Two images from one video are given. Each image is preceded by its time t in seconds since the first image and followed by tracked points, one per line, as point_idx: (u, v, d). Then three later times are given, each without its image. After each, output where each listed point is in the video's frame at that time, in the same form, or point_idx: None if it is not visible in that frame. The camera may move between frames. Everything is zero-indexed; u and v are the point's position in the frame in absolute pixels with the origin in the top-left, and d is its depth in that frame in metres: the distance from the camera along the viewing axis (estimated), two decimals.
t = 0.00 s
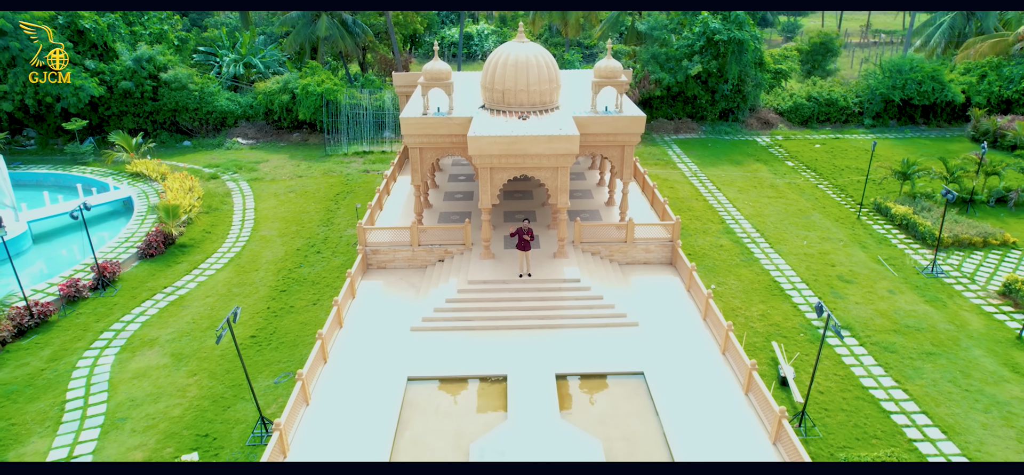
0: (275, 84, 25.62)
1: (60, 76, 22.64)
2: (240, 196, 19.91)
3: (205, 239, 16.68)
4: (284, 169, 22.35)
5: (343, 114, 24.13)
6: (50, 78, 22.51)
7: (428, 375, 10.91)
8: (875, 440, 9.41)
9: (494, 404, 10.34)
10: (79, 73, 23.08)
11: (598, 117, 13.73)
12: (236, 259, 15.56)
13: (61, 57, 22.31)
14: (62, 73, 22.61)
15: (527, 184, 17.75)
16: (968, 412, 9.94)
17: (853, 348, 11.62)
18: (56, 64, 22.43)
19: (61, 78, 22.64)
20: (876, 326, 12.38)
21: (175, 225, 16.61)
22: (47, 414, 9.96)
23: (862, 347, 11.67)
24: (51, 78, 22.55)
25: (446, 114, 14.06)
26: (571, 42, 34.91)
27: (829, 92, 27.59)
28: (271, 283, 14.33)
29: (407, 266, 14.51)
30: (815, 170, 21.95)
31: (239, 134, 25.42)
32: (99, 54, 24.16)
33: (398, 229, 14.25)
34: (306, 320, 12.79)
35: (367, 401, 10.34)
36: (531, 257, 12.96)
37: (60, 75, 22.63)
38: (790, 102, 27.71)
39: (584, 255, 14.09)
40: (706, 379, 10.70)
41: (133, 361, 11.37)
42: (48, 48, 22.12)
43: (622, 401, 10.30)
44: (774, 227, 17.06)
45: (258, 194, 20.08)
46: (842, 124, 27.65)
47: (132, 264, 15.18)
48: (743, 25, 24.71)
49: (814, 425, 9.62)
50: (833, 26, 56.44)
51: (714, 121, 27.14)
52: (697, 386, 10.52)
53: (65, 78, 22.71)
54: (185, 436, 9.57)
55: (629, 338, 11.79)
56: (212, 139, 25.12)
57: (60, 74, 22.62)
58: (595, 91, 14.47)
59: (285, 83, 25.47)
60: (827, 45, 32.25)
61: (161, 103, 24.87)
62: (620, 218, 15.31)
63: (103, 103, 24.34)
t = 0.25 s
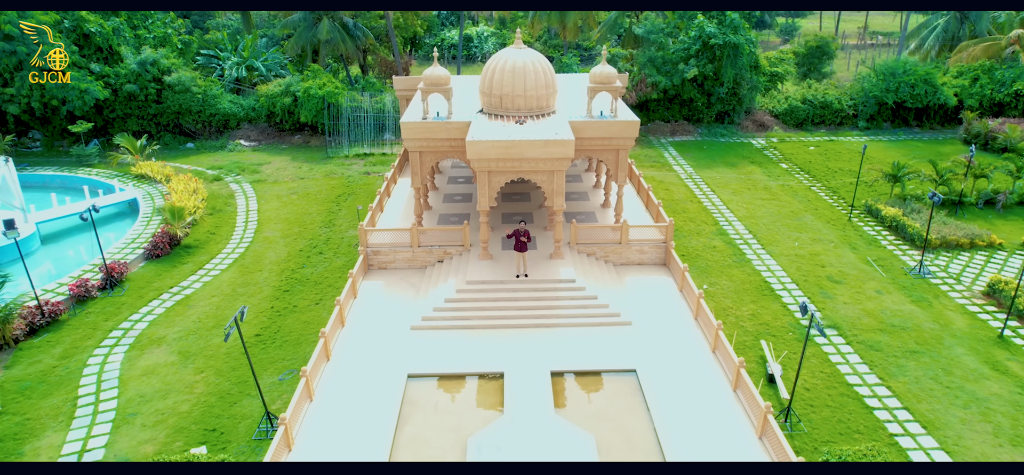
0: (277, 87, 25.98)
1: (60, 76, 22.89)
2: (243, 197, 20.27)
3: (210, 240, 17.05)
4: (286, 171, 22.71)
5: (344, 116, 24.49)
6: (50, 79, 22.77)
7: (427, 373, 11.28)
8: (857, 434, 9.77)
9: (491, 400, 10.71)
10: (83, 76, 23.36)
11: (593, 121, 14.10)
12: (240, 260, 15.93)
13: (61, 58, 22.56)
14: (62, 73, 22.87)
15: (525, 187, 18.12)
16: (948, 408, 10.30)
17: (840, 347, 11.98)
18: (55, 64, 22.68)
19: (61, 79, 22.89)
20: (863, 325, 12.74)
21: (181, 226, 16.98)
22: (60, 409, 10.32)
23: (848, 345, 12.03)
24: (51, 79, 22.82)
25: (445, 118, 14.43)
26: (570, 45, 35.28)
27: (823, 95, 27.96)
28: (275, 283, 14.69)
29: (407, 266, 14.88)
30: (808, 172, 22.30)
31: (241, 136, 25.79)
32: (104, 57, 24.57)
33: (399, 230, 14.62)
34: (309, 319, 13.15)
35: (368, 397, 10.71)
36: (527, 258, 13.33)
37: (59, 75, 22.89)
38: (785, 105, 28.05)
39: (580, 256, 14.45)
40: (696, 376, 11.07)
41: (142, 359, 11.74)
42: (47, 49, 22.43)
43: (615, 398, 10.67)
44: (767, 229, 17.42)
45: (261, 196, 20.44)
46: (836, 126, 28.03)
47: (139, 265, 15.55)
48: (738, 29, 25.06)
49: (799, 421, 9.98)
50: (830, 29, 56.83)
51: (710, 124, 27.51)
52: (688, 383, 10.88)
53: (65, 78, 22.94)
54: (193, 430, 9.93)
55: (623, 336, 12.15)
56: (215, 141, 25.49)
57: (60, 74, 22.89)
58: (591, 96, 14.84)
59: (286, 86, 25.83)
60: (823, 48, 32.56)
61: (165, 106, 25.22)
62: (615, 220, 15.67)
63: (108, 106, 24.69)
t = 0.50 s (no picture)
0: (279, 90, 26.35)
1: (60, 77, 23.11)
2: (247, 200, 20.65)
3: (215, 241, 17.42)
4: (288, 173, 23.09)
5: (346, 120, 24.86)
6: (51, 79, 23.02)
7: (428, 372, 11.65)
8: (841, 431, 10.13)
9: (489, 398, 11.07)
10: (88, 80, 23.65)
11: (589, 126, 14.46)
12: (245, 261, 16.28)
13: (61, 58, 22.74)
14: (63, 73, 23.07)
15: (523, 190, 18.48)
16: (930, 405, 10.67)
17: (828, 346, 12.34)
18: (56, 65, 22.89)
19: (61, 79, 23.12)
20: (851, 326, 13.10)
21: (186, 228, 17.35)
22: (73, 406, 10.69)
23: (836, 345, 12.39)
24: (53, 79, 23.08)
25: (445, 124, 14.81)
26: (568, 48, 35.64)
27: (818, 98, 28.33)
28: (279, 284, 15.07)
29: (408, 268, 15.24)
30: (803, 174, 22.65)
31: (244, 139, 26.17)
32: (109, 61, 24.94)
33: (400, 233, 14.99)
34: (313, 319, 13.52)
35: (370, 395, 11.07)
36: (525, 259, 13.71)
37: (59, 75, 23.10)
38: (781, 108, 28.38)
39: (576, 257, 14.82)
40: (687, 375, 11.43)
41: (151, 358, 12.11)
42: (47, 49, 22.64)
43: (608, 396, 11.04)
44: (760, 231, 17.78)
45: (264, 198, 20.81)
46: (831, 129, 28.41)
47: (146, 266, 15.91)
48: (734, 34, 25.39)
49: (786, 418, 10.35)
50: (828, 31, 57.17)
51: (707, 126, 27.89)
52: (679, 382, 11.25)
53: (66, 78, 23.15)
54: (201, 426, 10.30)
55: (616, 336, 12.53)
56: (218, 144, 25.87)
57: (60, 75, 23.10)
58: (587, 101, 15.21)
59: (289, 89, 26.19)
60: (819, 52, 32.92)
61: (169, 108, 25.59)
62: (611, 222, 16.04)
63: (113, 109, 25.06)
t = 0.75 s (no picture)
0: (281, 93, 26.71)
1: (60, 76, 23.29)
2: (250, 201, 21.02)
3: (220, 242, 17.79)
4: (290, 174, 23.44)
5: (347, 122, 25.21)
6: (52, 80, 23.28)
7: (428, 369, 12.01)
8: (827, 426, 10.49)
9: (487, 395, 11.43)
10: (93, 83, 23.99)
11: (585, 131, 14.81)
12: (249, 262, 16.64)
13: (61, 58, 22.89)
14: (63, 72, 23.24)
15: (521, 191, 18.85)
16: (913, 402, 11.02)
17: (817, 345, 12.69)
18: (55, 65, 23.06)
19: (61, 79, 23.29)
20: (840, 325, 13.46)
21: (191, 230, 17.72)
22: (85, 402, 11.05)
23: (825, 344, 12.74)
24: (54, 79, 23.30)
25: (445, 128, 15.17)
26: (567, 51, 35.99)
27: (814, 100, 28.65)
28: (282, 284, 15.43)
29: (408, 268, 15.60)
30: (797, 176, 23.01)
31: (247, 141, 26.54)
32: (115, 63, 25.23)
33: (400, 234, 15.35)
34: (316, 318, 13.88)
35: (372, 392, 11.43)
36: (522, 260, 14.07)
37: (60, 75, 23.30)
38: (776, 110, 28.71)
39: (572, 258, 15.18)
40: (679, 372, 11.79)
41: (159, 355, 12.47)
42: (47, 49, 22.81)
43: (602, 393, 11.40)
44: (753, 233, 18.14)
45: (266, 199, 21.17)
46: (827, 131, 28.76)
47: (152, 266, 16.28)
48: (729, 38, 25.74)
49: (774, 414, 10.71)
50: (825, 33, 57.47)
51: (703, 129, 28.25)
52: (671, 379, 11.61)
53: (65, 78, 23.30)
54: (209, 421, 10.66)
55: (611, 335, 12.89)
56: (221, 146, 26.23)
57: (60, 75, 23.30)
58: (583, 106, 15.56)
59: (291, 92, 26.54)
60: (815, 55, 33.27)
61: (173, 111, 25.95)
62: (607, 224, 16.40)
63: (118, 111, 25.44)
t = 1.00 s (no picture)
0: (283, 95, 27.07)
1: (59, 75, 23.55)
2: (253, 203, 21.39)
3: (224, 243, 18.17)
4: (293, 176, 23.81)
5: (348, 124, 25.59)
6: (52, 79, 23.51)
7: (428, 367, 12.39)
8: (813, 422, 10.87)
9: (485, 392, 11.80)
10: (99, 86, 24.33)
11: (581, 135, 15.19)
12: (253, 262, 17.02)
13: (61, 58, 23.22)
14: (63, 72, 23.53)
15: (519, 193, 19.23)
16: (897, 398, 11.40)
17: (805, 343, 13.07)
18: (56, 65, 23.37)
19: (61, 78, 23.56)
20: (829, 325, 13.82)
21: (196, 231, 18.10)
22: (96, 398, 11.44)
23: (813, 343, 13.11)
24: (53, 79, 23.54)
25: (444, 132, 15.55)
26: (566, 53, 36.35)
27: (809, 103, 29.02)
28: (286, 284, 15.81)
29: (409, 269, 15.98)
30: (791, 178, 23.37)
31: (249, 143, 26.91)
32: (119, 67, 25.70)
33: (401, 236, 15.72)
34: (320, 317, 14.27)
35: (373, 389, 11.81)
36: (519, 261, 14.45)
37: (60, 75, 23.57)
38: (772, 113, 29.09)
39: (569, 259, 15.56)
40: (671, 370, 12.17)
41: (167, 354, 12.86)
42: (48, 50, 23.16)
43: (596, 390, 11.78)
44: (747, 234, 18.51)
45: (269, 201, 21.54)
46: (822, 133, 29.12)
47: (158, 267, 16.67)
48: (725, 42, 26.06)
49: (762, 410, 11.09)
50: (823, 34, 57.74)
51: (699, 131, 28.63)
52: (663, 377, 11.99)
53: (66, 77, 23.60)
54: (216, 417, 11.05)
55: (606, 334, 13.26)
56: (224, 148, 26.61)
57: (60, 74, 23.57)
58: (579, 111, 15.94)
59: (292, 95, 26.90)
60: (811, 58, 33.62)
61: (177, 113, 26.33)
62: (602, 226, 16.78)
63: (122, 113, 25.85)
